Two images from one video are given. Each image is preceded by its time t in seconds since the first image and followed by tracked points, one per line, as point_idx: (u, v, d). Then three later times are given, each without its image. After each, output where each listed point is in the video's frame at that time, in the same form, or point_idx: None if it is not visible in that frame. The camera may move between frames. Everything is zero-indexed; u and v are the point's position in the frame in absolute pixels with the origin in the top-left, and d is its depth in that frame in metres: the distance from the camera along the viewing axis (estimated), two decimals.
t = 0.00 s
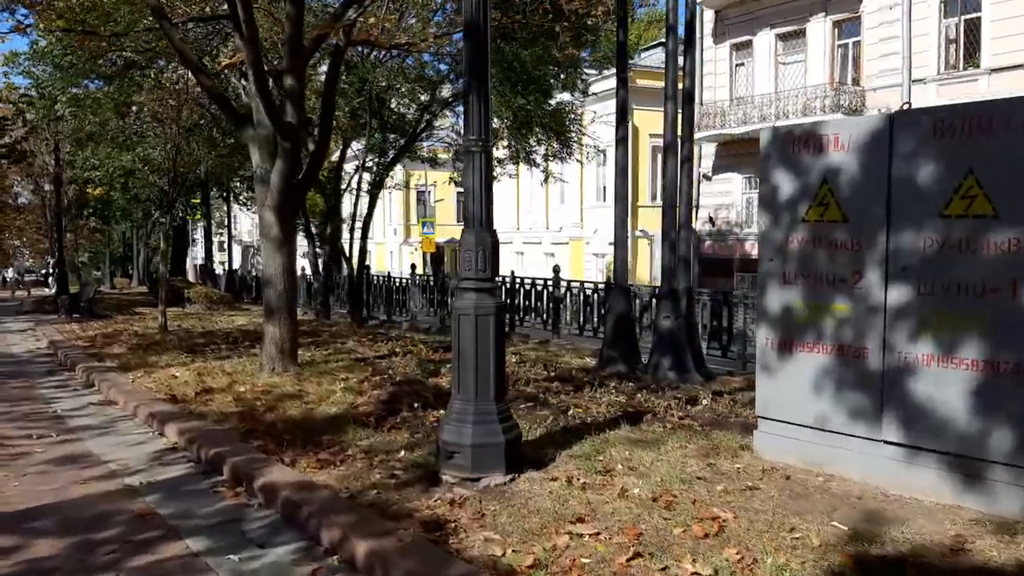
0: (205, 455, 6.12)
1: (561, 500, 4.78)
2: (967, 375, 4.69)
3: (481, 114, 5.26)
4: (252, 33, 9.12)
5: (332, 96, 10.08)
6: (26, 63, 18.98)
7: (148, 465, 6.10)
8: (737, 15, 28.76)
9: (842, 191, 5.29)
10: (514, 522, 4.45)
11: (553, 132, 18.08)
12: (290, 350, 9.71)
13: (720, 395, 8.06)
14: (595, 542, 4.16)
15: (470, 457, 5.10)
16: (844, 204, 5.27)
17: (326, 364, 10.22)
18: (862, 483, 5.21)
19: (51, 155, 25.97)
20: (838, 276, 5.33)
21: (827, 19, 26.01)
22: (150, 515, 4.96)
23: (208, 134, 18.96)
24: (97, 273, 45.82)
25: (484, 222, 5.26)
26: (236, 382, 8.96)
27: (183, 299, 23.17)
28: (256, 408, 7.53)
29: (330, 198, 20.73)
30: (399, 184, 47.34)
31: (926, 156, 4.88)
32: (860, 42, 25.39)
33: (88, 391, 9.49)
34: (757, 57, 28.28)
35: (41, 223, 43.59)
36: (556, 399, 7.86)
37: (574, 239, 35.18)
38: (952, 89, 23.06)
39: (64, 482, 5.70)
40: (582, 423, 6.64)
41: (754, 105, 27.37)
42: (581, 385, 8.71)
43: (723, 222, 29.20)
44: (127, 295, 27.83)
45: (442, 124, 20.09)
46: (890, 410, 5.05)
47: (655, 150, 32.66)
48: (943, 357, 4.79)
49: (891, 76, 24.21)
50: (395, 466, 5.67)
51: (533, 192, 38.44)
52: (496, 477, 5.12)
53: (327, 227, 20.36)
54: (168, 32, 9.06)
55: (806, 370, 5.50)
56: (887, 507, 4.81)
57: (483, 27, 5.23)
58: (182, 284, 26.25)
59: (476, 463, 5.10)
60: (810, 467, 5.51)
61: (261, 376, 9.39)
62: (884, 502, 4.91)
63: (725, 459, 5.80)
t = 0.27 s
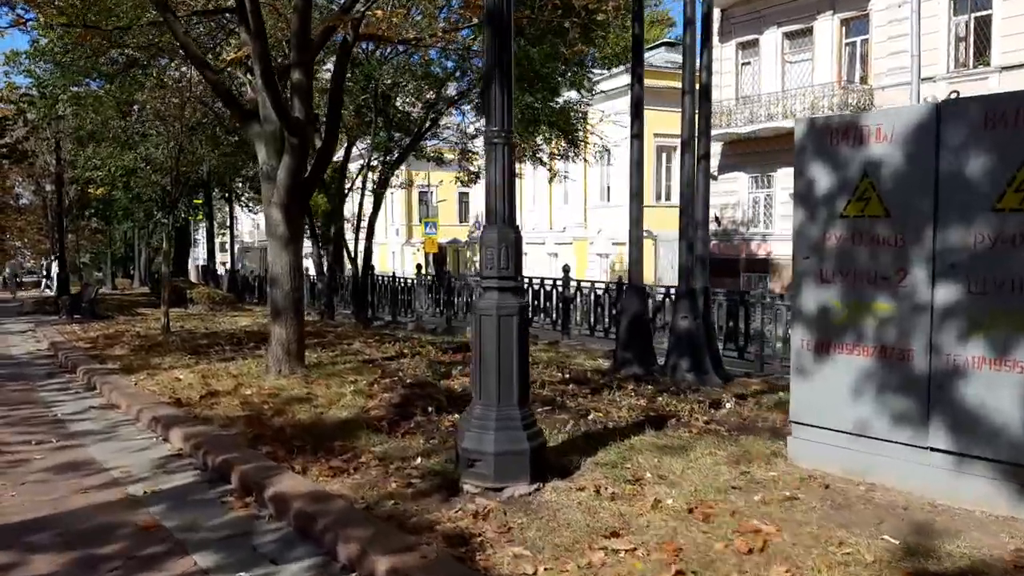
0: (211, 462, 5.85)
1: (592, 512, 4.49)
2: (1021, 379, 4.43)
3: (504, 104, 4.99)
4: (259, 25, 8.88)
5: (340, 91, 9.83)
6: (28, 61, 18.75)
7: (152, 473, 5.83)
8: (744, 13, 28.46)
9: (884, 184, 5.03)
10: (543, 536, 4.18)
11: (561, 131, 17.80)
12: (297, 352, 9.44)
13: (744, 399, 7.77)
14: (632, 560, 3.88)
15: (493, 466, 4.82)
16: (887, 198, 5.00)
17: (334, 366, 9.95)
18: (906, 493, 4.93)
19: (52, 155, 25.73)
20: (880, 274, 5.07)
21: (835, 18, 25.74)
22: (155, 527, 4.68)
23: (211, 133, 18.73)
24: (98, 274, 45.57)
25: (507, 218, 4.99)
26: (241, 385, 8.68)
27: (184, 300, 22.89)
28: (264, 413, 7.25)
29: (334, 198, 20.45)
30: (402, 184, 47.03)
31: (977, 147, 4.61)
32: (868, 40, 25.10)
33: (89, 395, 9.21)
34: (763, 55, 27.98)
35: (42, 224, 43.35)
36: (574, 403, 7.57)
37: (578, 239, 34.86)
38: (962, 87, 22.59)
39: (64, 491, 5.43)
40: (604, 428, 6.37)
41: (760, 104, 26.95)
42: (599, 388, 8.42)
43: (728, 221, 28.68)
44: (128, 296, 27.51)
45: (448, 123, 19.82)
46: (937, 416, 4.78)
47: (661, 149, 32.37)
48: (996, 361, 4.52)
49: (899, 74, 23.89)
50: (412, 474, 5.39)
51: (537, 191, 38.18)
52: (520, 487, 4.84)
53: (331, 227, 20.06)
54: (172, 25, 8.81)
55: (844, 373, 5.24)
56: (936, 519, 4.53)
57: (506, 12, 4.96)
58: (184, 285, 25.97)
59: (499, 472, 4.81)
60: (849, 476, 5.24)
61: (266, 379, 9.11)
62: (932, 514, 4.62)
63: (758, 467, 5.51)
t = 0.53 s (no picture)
0: (218, 475, 5.55)
1: (627, 533, 4.20)
2: None
3: (529, 95, 4.72)
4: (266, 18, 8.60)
5: (348, 85, 9.55)
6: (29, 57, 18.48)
7: (156, 486, 5.53)
8: (753, 9, 28.12)
9: (935, 181, 4.73)
10: (577, 561, 3.89)
11: (571, 127, 17.51)
12: (304, 355, 9.14)
13: (772, 406, 7.45)
14: None
15: (519, 482, 4.51)
16: (938, 196, 4.71)
17: (342, 369, 9.66)
18: (958, 509, 4.63)
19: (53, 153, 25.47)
20: (930, 277, 4.76)
21: (844, 13, 25.41)
22: (159, 548, 4.39)
23: (214, 129, 18.46)
24: (100, 274, 45.34)
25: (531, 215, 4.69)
26: (247, 390, 8.38)
27: (187, 300, 22.58)
28: (272, 420, 6.95)
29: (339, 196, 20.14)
30: (404, 183, 46.68)
31: None
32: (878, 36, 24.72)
33: (91, 400, 8.92)
34: (771, 51, 27.63)
35: (44, 224, 43.18)
36: (595, 408, 7.25)
37: (584, 238, 34.50)
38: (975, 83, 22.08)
39: (63, 507, 5.13)
40: (629, 438, 6.06)
41: (769, 100, 25.89)
42: (619, 392, 8.11)
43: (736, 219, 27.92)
44: (130, 296, 27.22)
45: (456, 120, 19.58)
46: (994, 428, 4.48)
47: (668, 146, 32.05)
48: None
49: (911, 70, 23.45)
50: (432, 489, 5.08)
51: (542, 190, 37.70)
52: (548, 505, 4.53)
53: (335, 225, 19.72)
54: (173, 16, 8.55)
55: (889, 382, 4.94)
56: (995, 540, 4.23)
57: None
58: (186, 285, 25.69)
59: (524, 490, 4.50)
60: (893, 491, 4.94)
61: (273, 383, 8.81)
62: (991, 535, 4.31)
63: (797, 480, 5.21)
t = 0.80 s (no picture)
0: (229, 485, 5.26)
1: (671, 552, 3.92)
2: None
3: (562, 84, 4.43)
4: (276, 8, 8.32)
5: (360, 79, 9.31)
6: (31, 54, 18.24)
7: (164, 498, 5.24)
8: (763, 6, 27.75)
9: (994, 176, 4.44)
10: None
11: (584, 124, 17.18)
12: (314, 358, 8.87)
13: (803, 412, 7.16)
14: None
15: (553, 497, 4.22)
16: (998, 192, 4.42)
17: (353, 373, 9.37)
18: (1019, 525, 4.35)
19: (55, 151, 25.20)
20: (988, 278, 4.48)
21: (856, 11, 24.97)
22: (170, 566, 4.11)
23: (219, 128, 18.20)
24: (101, 274, 45.03)
25: (564, 211, 4.40)
26: (256, 395, 8.09)
27: (190, 300, 22.28)
28: (283, 426, 6.67)
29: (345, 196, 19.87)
30: (408, 183, 46.38)
31: None
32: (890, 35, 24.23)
33: (94, 404, 8.63)
34: (782, 50, 27.32)
35: (45, 223, 42.91)
36: (619, 414, 6.97)
37: (589, 238, 34.13)
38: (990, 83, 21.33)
39: (65, 520, 4.84)
40: (660, 447, 5.76)
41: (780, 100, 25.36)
42: (642, 396, 7.83)
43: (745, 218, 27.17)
44: (132, 297, 26.90)
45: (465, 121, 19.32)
46: None
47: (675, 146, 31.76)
48: None
49: (924, 69, 23.03)
50: (458, 501, 4.79)
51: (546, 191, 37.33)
52: (584, 522, 4.25)
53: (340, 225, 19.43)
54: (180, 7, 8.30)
55: (943, 389, 4.66)
56: None
57: None
58: (189, 285, 25.41)
59: (560, 505, 4.22)
60: (947, 505, 4.66)
61: (282, 387, 8.53)
62: None
63: (843, 493, 4.93)
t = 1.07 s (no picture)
0: (251, 498, 5.03)
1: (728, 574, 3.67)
2: None
3: (605, 75, 4.20)
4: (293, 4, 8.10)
5: (377, 76, 9.09)
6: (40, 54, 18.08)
7: (183, 510, 5.01)
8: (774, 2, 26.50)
9: None
10: None
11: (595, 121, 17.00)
12: (330, 362, 8.64)
13: (839, 419, 6.90)
14: None
15: (599, 514, 3.98)
16: None
17: (369, 377, 9.13)
18: None
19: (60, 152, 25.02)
20: None
21: (868, 9, 23.70)
22: None
23: (227, 127, 18.00)
24: (106, 275, 44.88)
25: (608, 209, 4.17)
26: (271, 400, 7.86)
27: (197, 301, 22.08)
28: (303, 434, 6.43)
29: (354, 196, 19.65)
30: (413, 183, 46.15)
31: None
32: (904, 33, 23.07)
33: (105, 409, 8.40)
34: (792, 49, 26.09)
35: (50, 224, 42.78)
36: (649, 420, 6.72)
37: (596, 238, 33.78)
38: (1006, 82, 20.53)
39: (81, 535, 4.61)
40: (698, 456, 5.51)
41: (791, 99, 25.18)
42: (670, 401, 7.59)
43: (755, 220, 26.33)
44: (139, 298, 26.71)
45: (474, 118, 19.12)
46: None
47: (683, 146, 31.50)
48: None
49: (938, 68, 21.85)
50: (493, 516, 4.55)
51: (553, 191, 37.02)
52: (631, 539, 4.01)
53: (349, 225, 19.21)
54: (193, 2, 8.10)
55: (1007, 397, 4.40)
56: None
57: None
58: (196, 286, 25.22)
59: (606, 521, 3.98)
60: (1009, 520, 4.41)
61: (298, 392, 8.30)
62: None
63: (897, 507, 4.68)
